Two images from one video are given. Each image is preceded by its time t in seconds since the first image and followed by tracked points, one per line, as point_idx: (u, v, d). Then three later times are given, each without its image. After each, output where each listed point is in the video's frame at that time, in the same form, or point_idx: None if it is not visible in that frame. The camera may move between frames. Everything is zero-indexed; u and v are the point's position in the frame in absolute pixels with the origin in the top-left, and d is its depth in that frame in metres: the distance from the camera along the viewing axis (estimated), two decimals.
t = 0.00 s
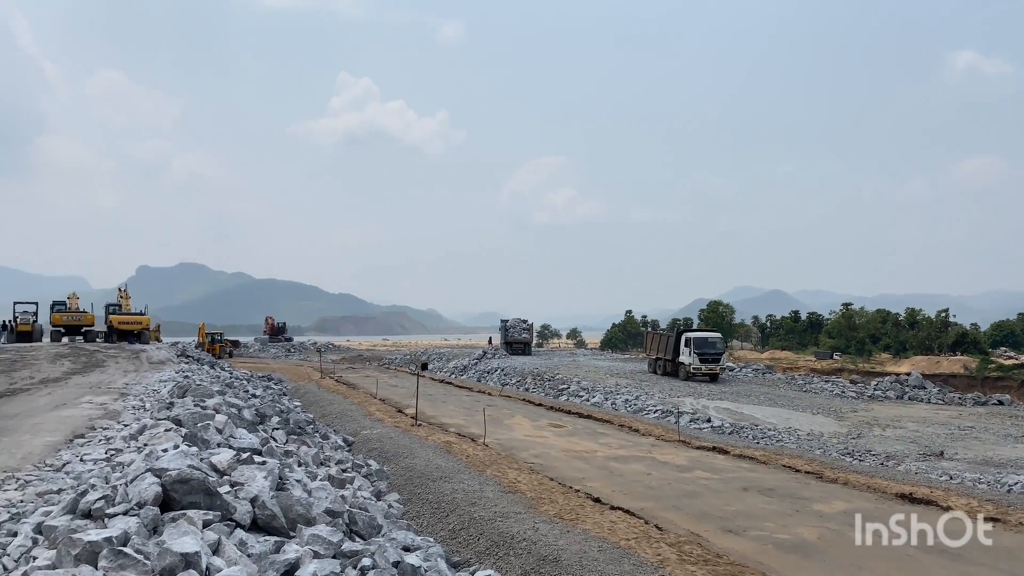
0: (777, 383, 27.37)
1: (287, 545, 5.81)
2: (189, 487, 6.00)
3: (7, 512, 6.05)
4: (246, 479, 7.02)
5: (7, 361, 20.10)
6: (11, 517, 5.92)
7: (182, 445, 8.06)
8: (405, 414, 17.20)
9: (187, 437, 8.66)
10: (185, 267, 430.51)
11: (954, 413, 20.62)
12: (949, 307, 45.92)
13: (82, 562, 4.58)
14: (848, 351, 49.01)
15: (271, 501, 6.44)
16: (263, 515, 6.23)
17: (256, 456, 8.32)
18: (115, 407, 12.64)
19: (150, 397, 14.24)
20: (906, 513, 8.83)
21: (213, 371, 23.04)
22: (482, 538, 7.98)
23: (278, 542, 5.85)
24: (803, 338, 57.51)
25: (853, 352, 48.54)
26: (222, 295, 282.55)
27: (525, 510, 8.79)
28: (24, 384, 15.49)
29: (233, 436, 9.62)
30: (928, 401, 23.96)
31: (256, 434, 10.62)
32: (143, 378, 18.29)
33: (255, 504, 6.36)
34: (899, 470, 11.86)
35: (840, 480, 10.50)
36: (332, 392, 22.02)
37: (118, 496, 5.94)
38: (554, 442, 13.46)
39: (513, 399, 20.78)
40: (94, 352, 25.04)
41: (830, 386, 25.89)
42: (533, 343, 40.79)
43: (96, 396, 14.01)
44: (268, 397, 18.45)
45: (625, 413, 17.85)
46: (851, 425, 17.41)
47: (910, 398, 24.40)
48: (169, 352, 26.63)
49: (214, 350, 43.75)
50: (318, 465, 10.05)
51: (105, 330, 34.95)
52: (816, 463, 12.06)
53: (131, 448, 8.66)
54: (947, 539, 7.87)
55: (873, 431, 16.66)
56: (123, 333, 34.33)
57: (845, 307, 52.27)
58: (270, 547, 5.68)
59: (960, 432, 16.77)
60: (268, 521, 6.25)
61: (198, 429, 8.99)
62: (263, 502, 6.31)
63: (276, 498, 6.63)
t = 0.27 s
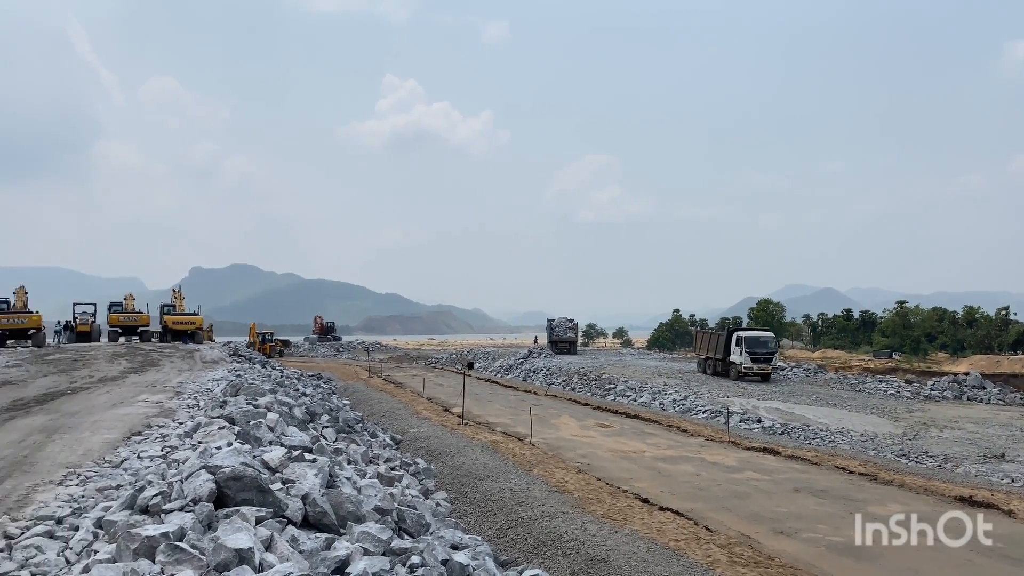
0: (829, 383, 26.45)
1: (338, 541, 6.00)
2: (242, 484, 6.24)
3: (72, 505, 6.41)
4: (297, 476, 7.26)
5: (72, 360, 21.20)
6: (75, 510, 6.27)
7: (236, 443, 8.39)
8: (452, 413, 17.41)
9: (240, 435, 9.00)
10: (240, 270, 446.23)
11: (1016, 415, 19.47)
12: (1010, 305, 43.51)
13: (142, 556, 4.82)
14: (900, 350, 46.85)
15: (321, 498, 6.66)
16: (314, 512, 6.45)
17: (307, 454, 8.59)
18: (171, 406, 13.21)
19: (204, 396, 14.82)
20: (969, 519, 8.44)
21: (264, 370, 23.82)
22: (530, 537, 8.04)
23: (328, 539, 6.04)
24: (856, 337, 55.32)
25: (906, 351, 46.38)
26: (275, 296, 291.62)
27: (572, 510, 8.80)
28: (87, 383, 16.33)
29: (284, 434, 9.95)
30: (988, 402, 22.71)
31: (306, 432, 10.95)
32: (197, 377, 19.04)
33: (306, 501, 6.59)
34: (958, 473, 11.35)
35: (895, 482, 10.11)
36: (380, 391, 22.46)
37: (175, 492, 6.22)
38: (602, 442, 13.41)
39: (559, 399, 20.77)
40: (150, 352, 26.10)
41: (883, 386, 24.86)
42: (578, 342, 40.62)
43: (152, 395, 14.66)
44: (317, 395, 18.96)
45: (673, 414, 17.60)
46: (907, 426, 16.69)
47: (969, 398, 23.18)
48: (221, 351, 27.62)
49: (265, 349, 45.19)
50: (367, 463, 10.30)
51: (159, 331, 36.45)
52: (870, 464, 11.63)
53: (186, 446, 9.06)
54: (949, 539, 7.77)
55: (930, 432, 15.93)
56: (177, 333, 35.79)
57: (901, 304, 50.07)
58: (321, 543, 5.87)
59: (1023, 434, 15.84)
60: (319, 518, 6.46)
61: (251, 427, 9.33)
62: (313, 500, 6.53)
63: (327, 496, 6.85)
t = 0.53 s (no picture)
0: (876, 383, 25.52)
1: (382, 539, 6.15)
2: (288, 482, 6.44)
3: (125, 501, 6.73)
4: (342, 474, 7.47)
5: (125, 360, 22.15)
6: (127, 506, 6.58)
7: (282, 440, 8.66)
8: (494, 412, 17.55)
9: (286, 432, 9.29)
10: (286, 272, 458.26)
11: None
12: None
13: (191, 551, 5.04)
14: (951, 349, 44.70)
15: (366, 496, 6.84)
16: (359, 510, 6.63)
17: (351, 452, 8.82)
18: (218, 404, 13.69)
19: (250, 395, 15.30)
20: None
21: (308, 369, 24.44)
22: (574, 537, 8.06)
23: (373, 536, 6.20)
24: (904, 336, 53.15)
25: (957, 350, 44.25)
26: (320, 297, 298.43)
27: (616, 510, 8.79)
28: (140, 382, 17.04)
29: (329, 432, 10.22)
30: None
31: (350, 430, 11.21)
32: (244, 376, 19.66)
33: (351, 499, 6.78)
34: (1015, 475, 10.86)
35: (947, 484, 9.78)
36: (421, 390, 22.77)
37: (223, 489, 6.47)
38: (645, 442, 13.31)
39: (601, 398, 20.68)
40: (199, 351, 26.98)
41: (934, 386, 23.83)
42: (619, 342, 40.28)
43: (200, 393, 15.23)
44: (361, 394, 19.36)
45: (716, 414, 17.32)
46: (960, 427, 15.99)
47: None
48: (267, 350, 28.45)
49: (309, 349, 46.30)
50: (410, 461, 10.50)
51: (207, 330, 37.75)
52: (921, 466, 11.21)
53: (233, 443, 9.40)
54: (949, 540, 7.70)
55: (985, 433, 15.21)
56: (223, 333, 37.01)
57: (952, 302, 47.95)
58: (366, 541, 6.03)
59: None
60: (363, 515, 6.64)
61: (296, 425, 9.62)
62: (358, 497, 6.72)
63: (371, 494, 7.03)
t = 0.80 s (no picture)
0: (927, 383, 24.55)
1: (425, 537, 6.29)
2: (333, 480, 6.63)
3: (175, 498, 7.04)
4: (386, 472, 7.66)
5: (175, 359, 23.01)
6: (177, 503, 6.89)
7: (327, 439, 8.92)
8: (536, 411, 17.63)
9: (330, 431, 9.56)
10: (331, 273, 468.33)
11: None
12: None
13: (239, 547, 5.24)
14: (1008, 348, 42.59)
15: (409, 494, 7.01)
16: (403, 507, 6.80)
17: (394, 450, 9.02)
18: (264, 403, 14.14)
19: (295, 394, 15.75)
20: None
21: (351, 369, 25.01)
22: (616, 538, 8.05)
23: (417, 535, 6.35)
24: (956, 335, 50.90)
25: (1015, 350, 42.19)
26: (363, 297, 303.95)
27: (659, 511, 8.74)
28: (189, 381, 17.71)
29: (373, 431, 10.47)
30: None
31: (393, 429, 11.45)
32: (289, 375, 20.23)
33: (394, 497, 6.95)
34: None
35: (1002, 488, 9.43)
36: (462, 389, 23.01)
37: (269, 487, 6.71)
38: (689, 442, 13.16)
39: (643, 398, 20.47)
40: (246, 351, 27.71)
41: (988, 386, 22.80)
42: (660, 341, 39.80)
43: (247, 392, 15.75)
44: (404, 393, 19.70)
45: (761, 414, 16.97)
46: (1019, 428, 15.25)
47: None
48: (312, 350, 29.19)
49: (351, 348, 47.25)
50: (452, 460, 10.67)
51: (253, 330, 38.92)
52: (975, 468, 10.78)
53: (280, 442, 9.72)
54: (949, 540, 7.60)
55: None
56: (269, 332, 38.12)
57: (1008, 300, 45.73)
58: (409, 539, 6.19)
59: None
60: (407, 513, 6.80)
61: (340, 423, 9.89)
62: (401, 496, 6.88)
63: (414, 492, 7.19)
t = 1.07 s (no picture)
0: (992, 382, 23.36)
1: (475, 536, 6.44)
2: (383, 478, 6.84)
3: (230, 495, 7.39)
4: (435, 471, 7.85)
5: (230, 358, 23.94)
6: (232, 499, 7.22)
7: (377, 437, 9.18)
8: (583, 411, 17.61)
9: (381, 429, 9.82)
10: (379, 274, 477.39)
11: None
12: None
13: (293, 543, 5.47)
14: None
15: (459, 493, 7.17)
16: (453, 506, 6.97)
17: (443, 449, 9.22)
18: (315, 401, 14.62)
19: (346, 392, 16.20)
20: None
21: (401, 368, 25.54)
22: (666, 539, 8.02)
23: (466, 533, 6.50)
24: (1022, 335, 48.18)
25: None
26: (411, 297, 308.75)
27: (709, 512, 8.66)
28: (242, 379, 18.43)
29: (422, 429, 10.71)
30: None
31: (442, 427, 11.68)
32: (340, 374, 20.80)
33: (443, 495, 7.13)
34: None
35: None
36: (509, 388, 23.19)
37: (322, 484, 6.96)
38: (740, 443, 12.93)
39: (691, 398, 20.16)
40: (299, 350, 28.55)
41: None
42: (709, 340, 39.10)
43: (299, 391, 16.30)
44: (450, 392, 19.99)
45: (813, 414, 16.50)
46: None
47: None
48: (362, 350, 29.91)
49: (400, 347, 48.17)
50: (500, 459, 10.81)
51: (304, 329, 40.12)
52: None
53: (332, 440, 10.05)
54: (946, 538, 7.56)
55: None
56: (320, 332, 39.22)
57: None
58: (459, 537, 6.34)
59: None
60: (456, 512, 6.96)
61: (390, 422, 10.16)
62: (451, 495, 7.05)
63: (464, 491, 7.35)
